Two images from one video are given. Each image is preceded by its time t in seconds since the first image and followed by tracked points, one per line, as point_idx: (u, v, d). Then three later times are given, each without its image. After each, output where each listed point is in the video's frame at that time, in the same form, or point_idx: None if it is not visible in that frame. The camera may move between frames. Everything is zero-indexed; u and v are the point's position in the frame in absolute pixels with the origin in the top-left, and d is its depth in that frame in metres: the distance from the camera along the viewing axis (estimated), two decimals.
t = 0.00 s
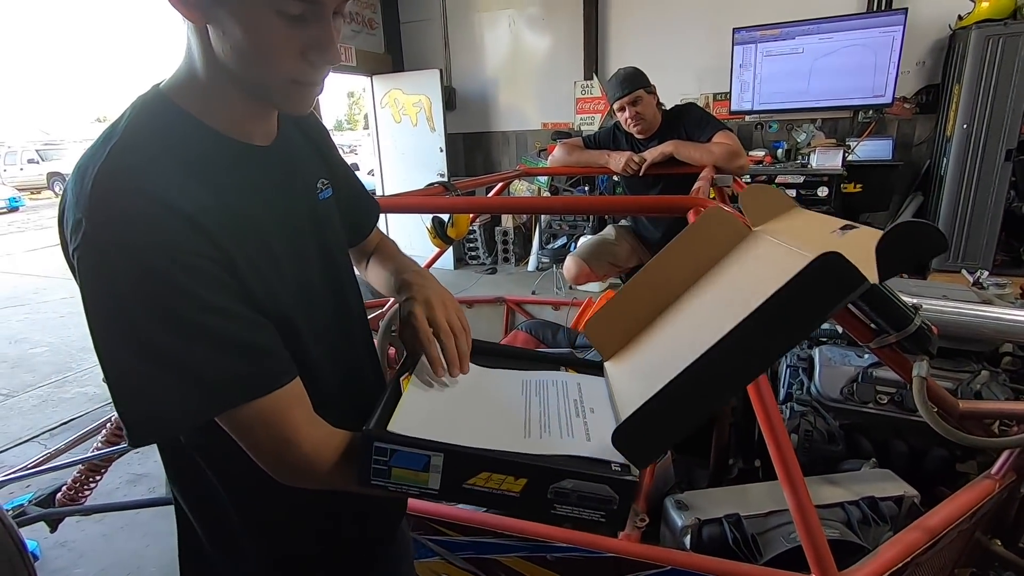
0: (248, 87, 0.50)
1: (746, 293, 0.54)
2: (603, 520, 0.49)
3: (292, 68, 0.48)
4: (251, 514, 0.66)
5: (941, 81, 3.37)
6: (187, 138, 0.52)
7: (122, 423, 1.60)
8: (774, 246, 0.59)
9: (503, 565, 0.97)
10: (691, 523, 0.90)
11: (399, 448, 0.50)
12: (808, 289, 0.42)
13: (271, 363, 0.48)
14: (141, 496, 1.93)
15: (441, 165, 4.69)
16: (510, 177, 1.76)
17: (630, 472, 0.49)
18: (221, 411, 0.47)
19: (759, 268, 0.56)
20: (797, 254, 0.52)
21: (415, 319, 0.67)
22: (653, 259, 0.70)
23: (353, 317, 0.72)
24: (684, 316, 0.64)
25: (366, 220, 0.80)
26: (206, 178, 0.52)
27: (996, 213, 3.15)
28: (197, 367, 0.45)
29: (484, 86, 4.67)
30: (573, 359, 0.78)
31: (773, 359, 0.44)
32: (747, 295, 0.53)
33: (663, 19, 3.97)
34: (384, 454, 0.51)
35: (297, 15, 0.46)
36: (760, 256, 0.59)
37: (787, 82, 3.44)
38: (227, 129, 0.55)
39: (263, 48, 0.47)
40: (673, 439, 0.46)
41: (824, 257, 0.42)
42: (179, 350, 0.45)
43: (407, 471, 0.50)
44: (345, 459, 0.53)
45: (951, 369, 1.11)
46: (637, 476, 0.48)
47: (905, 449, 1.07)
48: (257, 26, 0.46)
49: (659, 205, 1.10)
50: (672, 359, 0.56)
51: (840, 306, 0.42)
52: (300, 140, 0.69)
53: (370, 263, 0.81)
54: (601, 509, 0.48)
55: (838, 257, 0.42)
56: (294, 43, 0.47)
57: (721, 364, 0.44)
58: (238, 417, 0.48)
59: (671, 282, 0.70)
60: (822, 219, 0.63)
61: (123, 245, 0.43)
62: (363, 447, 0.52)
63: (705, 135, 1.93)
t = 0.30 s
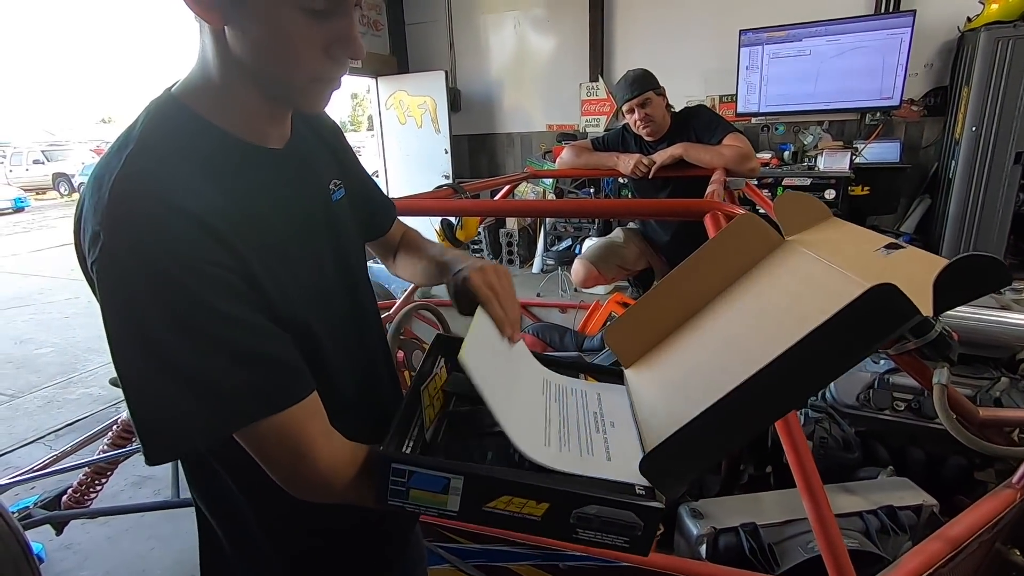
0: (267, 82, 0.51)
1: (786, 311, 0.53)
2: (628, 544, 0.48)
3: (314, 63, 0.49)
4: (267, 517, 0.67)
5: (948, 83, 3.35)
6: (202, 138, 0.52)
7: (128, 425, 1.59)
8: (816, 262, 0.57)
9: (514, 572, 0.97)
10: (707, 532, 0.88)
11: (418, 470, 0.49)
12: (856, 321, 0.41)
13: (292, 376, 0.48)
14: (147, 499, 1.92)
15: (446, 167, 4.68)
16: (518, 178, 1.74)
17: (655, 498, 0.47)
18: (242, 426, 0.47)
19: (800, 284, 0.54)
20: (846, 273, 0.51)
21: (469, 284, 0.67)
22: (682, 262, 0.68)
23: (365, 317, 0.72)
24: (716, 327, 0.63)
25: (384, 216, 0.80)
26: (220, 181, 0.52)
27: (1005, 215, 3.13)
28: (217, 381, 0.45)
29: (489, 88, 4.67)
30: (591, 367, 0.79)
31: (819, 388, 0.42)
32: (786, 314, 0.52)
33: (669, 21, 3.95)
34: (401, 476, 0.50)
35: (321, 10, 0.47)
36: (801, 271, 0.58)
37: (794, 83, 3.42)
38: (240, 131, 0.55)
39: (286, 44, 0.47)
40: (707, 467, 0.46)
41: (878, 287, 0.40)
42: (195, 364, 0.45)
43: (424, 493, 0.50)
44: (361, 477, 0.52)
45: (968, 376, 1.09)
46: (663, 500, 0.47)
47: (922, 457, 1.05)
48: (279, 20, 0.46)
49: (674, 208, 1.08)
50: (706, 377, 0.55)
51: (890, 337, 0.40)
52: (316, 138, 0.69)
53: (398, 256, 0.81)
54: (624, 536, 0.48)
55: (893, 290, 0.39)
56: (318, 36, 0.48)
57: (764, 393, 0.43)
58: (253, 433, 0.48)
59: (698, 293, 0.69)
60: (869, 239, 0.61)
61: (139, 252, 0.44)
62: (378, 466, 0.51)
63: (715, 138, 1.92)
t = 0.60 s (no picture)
0: (286, 68, 0.50)
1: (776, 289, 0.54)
2: (654, 543, 0.56)
3: (340, 49, 0.49)
4: (288, 524, 0.67)
5: (948, 84, 3.36)
6: (222, 135, 0.51)
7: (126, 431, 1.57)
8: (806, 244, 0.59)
9: None
10: (729, 542, 0.86)
11: (438, 477, 0.55)
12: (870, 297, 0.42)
13: (304, 394, 0.47)
14: (144, 505, 1.88)
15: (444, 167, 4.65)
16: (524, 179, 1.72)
17: (679, 495, 0.55)
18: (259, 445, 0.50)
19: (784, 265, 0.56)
20: (839, 252, 0.52)
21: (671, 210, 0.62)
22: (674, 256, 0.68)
23: (387, 319, 0.70)
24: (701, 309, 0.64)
25: (440, 186, 0.80)
26: (239, 177, 0.51)
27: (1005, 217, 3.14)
28: (225, 401, 0.45)
29: (487, 87, 4.64)
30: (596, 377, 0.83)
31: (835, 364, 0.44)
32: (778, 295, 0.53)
33: (669, 20, 3.94)
34: (422, 484, 0.55)
35: None
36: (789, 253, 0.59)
37: (794, 84, 3.42)
38: (257, 125, 0.54)
39: (310, 28, 0.47)
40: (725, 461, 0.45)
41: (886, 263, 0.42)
42: (216, 381, 0.44)
43: (447, 501, 0.55)
44: (377, 489, 0.58)
45: (989, 381, 1.09)
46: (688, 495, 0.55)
47: (941, 462, 1.04)
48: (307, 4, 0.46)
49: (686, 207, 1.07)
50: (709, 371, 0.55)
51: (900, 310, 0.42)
52: (342, 133, 0.69)
53: (497, 204, 0.87)
54: (652, 533, 0.56)
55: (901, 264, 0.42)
56: (343, 19, 0.48)
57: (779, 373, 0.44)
58: (272, 452, 0.52)
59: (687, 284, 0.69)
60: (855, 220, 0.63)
61: (157, 254, 0.43)
62: (396, 477, 0.56)
63: (724, 139, 1.90)
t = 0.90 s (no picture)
0: (344, 79, 0.53)
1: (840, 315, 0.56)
2: (696, 552, 0.52)
3: (398, 57, 0.51)
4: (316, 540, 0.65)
5: (941, 92, 3.41)
6: (275, 139, 0.54)
7: (127, 441, 1.55)
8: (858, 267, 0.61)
9: None
10: (754, 553, 0.86)
11: (479, 489, 0.50)
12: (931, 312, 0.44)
13: (344, 404, 0.50)
14: (142, 515, 1.84)
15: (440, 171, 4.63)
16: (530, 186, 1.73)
17: (723, 501, 0.51)
18: (296, 454, 0.49)
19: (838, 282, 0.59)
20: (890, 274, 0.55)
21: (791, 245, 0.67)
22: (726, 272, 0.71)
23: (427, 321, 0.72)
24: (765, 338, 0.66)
25: (491, 193, 0.82)
26: (291, 181, 0.54)
27: (996, 224, 3.18)
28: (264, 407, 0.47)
29: (483, 92, 4.63)
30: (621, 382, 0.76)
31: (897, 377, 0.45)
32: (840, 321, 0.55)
33: (666, 27, 3.96)
34: (462, 497, 0.51)
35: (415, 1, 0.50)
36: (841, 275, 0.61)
37: (790, 90, 3.44)
38: (307, 128, 0.57)
39: (375, 37, 0.49)
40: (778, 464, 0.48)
41: (951, 283, 0.43)
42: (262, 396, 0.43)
43: (486, 513, 0.51)
44: (406, 496, 0.55)
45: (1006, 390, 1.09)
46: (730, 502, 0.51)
47: (958, 471, 1.04)
48: (374, 16, 0.48)
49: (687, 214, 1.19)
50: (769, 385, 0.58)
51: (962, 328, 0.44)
52: (395, 138, 0.72)
53: (557, 216, 0.86)
54: (695, 542, 0.52)
55: (964, 284, 0.43)
56: (408, 28, 0.51)
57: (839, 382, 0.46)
58: (306, 463, 0.50)
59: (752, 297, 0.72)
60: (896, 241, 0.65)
61: (202, 255, 0.46)
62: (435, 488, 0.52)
63: (731, 145, 1.92)
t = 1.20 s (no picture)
0: (362, 82, 0.52)
1: (855, 324, 0.55)
2: (709, 557, 0.49)
3: (417, 60, 0.50)
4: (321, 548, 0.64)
5: (916, 98, 3.49)
6: (292, 136, 0.54)
7: (107, 449, 1.50)
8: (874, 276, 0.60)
9: None
10: (756, 554, 0.87)
11: (491, 493, 0.47)
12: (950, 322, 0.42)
13: (350, 408, 0.48)
14: (122, 526, 1.79)
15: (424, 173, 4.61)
16: (522, 188, 1.74)
17: (735, 504, 0.49)
18: (312, 456, 0.47)
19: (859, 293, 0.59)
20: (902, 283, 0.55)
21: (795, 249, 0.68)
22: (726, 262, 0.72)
23: (438, 320, 0.72)
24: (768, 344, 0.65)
25: (493, 208, 0.85)
26: (308, 178, 0.54)
27: (970, 227, 3.27)
28: (286, 409, 0.46)
29: (468, 94, 4.62)
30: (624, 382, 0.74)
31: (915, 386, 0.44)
32: (854, 330, 0.54)
33: (649, 31, 4.00)
34: (472, 503, 0.48)
35: (439, 9, 0.49)
36: (856, 287, 0.60)
37: (771, 96, 3.50)
38: (327, 125, 0.58)
39: (397, 42, 0.48)
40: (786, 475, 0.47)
41: (974, 292, 0.42)
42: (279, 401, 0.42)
43: (496, 519, 0.49)
44: (414, 501, 0.54)
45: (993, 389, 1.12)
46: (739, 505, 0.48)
47: (950, 469, 1.07)
48: (396, 22, 0.47)
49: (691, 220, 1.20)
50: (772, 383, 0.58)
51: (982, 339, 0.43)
52: (406, 140, 0.73)
53: (544, 243, 0.88)
54: (707, 547, 0.49)
55: (989, 293, 0.42)
56: (430, 36, 0.49)
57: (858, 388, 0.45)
58: (314, 469, 0.49)
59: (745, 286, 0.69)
60: (910, 248, 0.64)
61: (228, 248, 0.45)
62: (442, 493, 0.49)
63: (720, 148, 1.94)
